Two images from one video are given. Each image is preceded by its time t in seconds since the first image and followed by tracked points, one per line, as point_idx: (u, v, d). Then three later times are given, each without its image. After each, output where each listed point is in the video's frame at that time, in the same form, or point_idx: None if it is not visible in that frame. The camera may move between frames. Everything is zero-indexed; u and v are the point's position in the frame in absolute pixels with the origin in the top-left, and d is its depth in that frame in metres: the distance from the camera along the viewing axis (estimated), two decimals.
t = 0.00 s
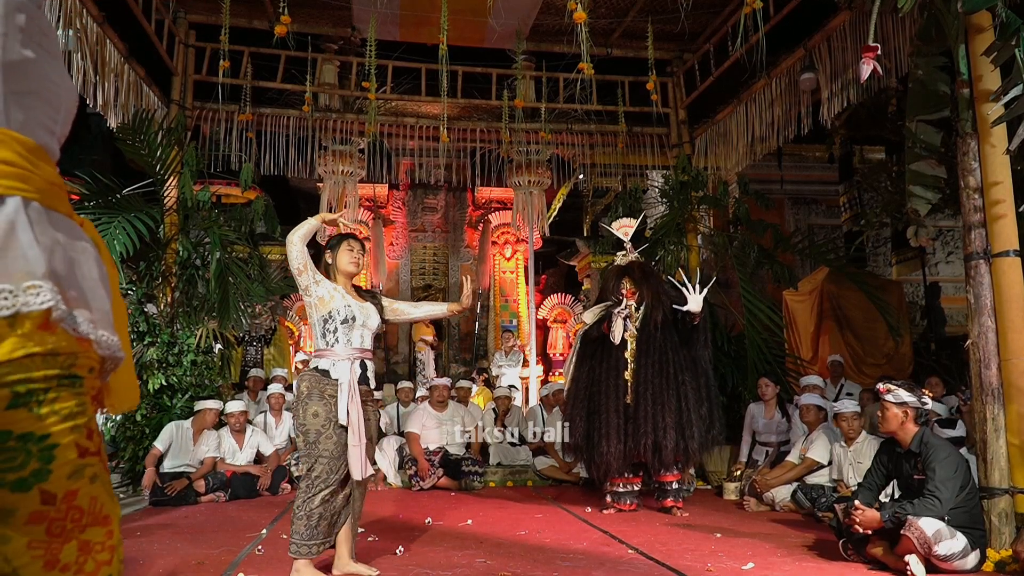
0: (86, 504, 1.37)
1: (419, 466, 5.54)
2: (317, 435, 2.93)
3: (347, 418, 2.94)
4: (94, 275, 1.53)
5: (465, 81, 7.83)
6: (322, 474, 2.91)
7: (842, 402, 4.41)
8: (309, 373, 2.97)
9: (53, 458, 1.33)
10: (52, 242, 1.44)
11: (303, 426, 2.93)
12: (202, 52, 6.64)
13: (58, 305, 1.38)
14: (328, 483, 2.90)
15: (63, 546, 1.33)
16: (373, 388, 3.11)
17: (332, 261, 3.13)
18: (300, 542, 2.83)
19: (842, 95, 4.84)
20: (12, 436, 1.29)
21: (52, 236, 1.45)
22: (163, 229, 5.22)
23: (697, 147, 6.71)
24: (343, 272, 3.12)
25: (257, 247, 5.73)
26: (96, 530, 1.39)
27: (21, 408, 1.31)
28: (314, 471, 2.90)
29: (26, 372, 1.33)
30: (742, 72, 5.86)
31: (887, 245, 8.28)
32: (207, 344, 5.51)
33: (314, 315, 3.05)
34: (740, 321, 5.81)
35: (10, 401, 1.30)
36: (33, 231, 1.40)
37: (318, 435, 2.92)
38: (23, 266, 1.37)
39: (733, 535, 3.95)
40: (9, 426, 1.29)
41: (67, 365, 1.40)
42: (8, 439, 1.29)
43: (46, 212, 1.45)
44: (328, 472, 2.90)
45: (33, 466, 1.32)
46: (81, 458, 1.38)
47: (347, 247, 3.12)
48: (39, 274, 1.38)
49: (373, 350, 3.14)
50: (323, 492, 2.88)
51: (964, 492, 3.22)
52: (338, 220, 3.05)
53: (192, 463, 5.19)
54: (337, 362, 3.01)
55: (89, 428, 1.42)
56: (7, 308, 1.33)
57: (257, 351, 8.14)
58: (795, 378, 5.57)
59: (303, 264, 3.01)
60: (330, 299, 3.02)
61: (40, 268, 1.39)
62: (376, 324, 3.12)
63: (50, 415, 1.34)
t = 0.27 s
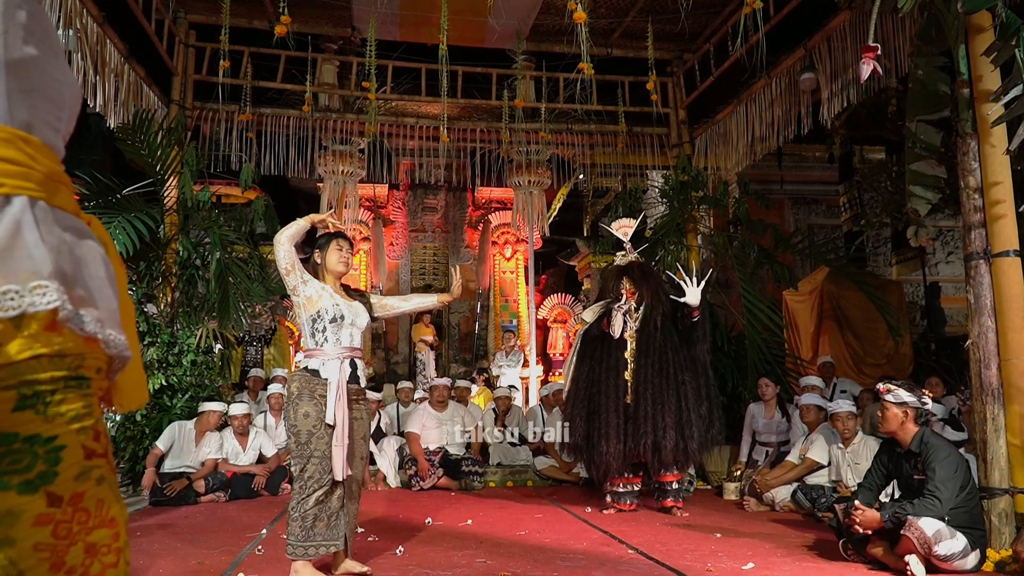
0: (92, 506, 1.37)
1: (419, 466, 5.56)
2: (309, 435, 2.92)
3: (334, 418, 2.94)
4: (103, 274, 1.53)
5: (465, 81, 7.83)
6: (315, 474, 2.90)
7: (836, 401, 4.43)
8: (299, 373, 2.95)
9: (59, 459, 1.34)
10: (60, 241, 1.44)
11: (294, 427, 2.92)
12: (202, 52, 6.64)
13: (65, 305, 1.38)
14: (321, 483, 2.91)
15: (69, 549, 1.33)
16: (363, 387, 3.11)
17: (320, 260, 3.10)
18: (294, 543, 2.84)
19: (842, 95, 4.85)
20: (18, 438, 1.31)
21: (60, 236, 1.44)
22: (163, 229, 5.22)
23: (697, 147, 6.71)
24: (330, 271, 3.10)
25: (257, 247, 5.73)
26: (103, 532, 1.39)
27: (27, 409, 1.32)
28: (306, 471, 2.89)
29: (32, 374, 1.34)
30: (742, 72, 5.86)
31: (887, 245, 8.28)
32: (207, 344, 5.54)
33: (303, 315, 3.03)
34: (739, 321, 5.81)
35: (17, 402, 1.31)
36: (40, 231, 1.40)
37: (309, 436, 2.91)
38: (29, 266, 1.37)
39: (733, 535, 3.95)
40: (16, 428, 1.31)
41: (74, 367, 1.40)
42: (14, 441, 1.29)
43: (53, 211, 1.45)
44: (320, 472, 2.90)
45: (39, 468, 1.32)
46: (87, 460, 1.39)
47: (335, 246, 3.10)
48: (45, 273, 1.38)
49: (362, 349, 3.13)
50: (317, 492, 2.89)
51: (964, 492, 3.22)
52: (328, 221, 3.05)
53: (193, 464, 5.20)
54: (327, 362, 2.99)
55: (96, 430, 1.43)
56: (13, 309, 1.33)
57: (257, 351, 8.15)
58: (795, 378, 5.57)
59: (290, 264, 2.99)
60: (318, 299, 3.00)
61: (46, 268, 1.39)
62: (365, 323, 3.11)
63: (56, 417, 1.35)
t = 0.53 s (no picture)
0: (93, 507, 1.37)
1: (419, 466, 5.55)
2: (305, 436, 2.91)
3: (329, 418, 2.93)
4: (104, 275, 1.53)
5: (465, 81, 7.83)
6: (311, 474, 2.90)
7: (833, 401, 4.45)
8: (295, 372, 2.95)
9: (61, 460, 1.34)
10: (62, 243, 1.44)
11: (290, 427, 2.91)
12: (202, 52, 6.64)
13: (66, 306, 1.38)
14: (317, 484, 2.90)
15: (71, 549, 1.32)
16: (360, 385, 3.11)
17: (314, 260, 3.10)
18: (291, 543, 2.86)
19: (842, 95, 4.84)
20: (19, 439, 1.30)
21: (62, 237, 1.44)
22: (163, 229, 5.21)
23: (697, 147, 6.71)
24: (325, 271, 3.09)
25: (257, 247, 5.73)
26: (104, 533, 1.39)
27: (27, 411, 1.32)
28: (302, 471, 2.89)
29: (33, 375, 1.34)
30: (743, 73, 5.86)
31: (887, 245, 8.28)
32: (207, 344, 5.56)
33: (298, 315, 3.03)
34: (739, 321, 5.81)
35: (19, 403, 1.31)
36: (42, 232, 1.39)
37: (305, 436, 2.91)
38: (32, 268, 1.37)
39: (733, 535, 3.95)
40: (18, 429, 1.30)
41: (75, 368, 1.40)
42: (16, 441, 1.29)
43: (55, 212, 1.44)
44: (317, 472, 2.89)
45: (41, 468, 1.32)
46: (88, 461, 1.39)
47: (328, 246, 3.09)
48: (48, 274, 1.38)
49: (358, 348, 3.13)
50: (313, 493, 2.89)
51: (964, 492, 3.22)
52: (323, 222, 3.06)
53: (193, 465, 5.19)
54: (324, 361, 2.99)
55: (96, 432, 1.43)
56: (16, 310, 1.32)
57: (257, 351, 8.14)
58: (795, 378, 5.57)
59: (283, 264, 2.99)
60: (312, 298, 3.00)
61: (48, 269, 1.38)
62: (360, 322, 3.11)
63: (57, 419, 1.36)
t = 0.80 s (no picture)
0: (91, 506, 1.37)
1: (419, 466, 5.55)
2: (304, 437, 2.91)
3: (330, 418, 2.93)
4: (102, 278, 1.53)
5: (465, 81, 7.83)
6: (310, 476, 2.90)
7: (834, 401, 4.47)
8: (294, 373, 2.94)
9: (59, 460, 1.33)
10: (63, 246, 1.44)
11: (289, 428, 2.91)
12: (202, 52, 6.64)
13: (66, 309, 1.39)
14: (317, 487, 2.90)
15: (71, 549, 1.32)
16: (358, 385, 3.11)
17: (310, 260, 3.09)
18: (291, 546, 2.85)
19: (842, 95, 4.84)
20: (18, 440, 1.29)
21: (63, 241, 1.44)
22: (163, 229, 5.21)
23: (697, 147, 6.71)
24: (321, 271, 3.09)
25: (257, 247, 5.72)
26: (101, 532, 1.39)
27: (27, 411, 1.31)
28: (302, 473, 2.89)
29: (32, 377, 1.33)
30: (743, 72, 5.86)
31: (887, 245, 8.28)
32: (207, 344, 5.55)
33: (295, 316, 3.01)
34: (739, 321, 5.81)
35: (18, 405, 1.30)
36: (43, 235, 1.40)
37: (304, 438, 2.90)
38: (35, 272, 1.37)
39: (733, 535, 3.95)
40: (18, 429, 1.29)
41: (75, 371, 1.40)
42: (15, 442, 1.28)
43: (56, 215, 1.45)
44: (317, 474, 2.90)
45: (40, 468, 1.31)
46: (86, 462, 1.38)
47: (325, 246, 3.09)
48: (48, 278, 1.38)
49: (355, 348, 3.13)
50: (314, 496, 2.89)
51: (964, 492, 3.22)
52: (320, 221, 3.06)
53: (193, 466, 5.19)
54: (324, 360, 2.98)
55: (94, 432, 1.42)
56: (15, 312, 1.32)
57: (257, 351, 8.14)
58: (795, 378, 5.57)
59: (282, 264, 2.98)
60: (310, 298, 2.99)
61: (50, 273, 1.39)
62: (357, 322, 3.11)
63: (54, 420, 1.35)
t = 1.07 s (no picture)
0: (87, 506, 1.37)
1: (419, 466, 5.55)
2: (303, 438, 2.92)
3: (330, 418, 2.94)
4: (101, 281, 1.54)
5: (465, 81, 7.83)
6: (311, 477, 2.91)
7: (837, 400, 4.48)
8: (293, 373, 2.94)
9: (54, 459, 1.32)
10: (63, 249, 1.44)
11: (288, 429, 2.93)
12: (202, 52, 6.64)
13: (64, 311, 1.39)
14: (318, 488, 2.91)
15: (65, 547, 1.31)
16: (356, 383, 3.11)
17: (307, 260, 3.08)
18: (293, 549, 2.84)
19: (842, 95, 4.84)
20: (13, 439, 1.28)
21: (62, 243, 1.45)
22: (163, 229, 5.21)
23: (697, 147, 6.71)
24: (319, 270, 3.08)
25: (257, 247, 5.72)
26: (97, 531, 1.38)
27: (23, 411, 1.30)
28: (303, 474, 2.90)
29: (28, 377, 1.33)
30: (743, 72, 5.86)
31: (887, 245, 8.29)
32: (207, 344, 5.55)
33: (293, 316, 3.00)
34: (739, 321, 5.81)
35: (14, 404, 1.30)
36: (43, 237, 1.40)
37: (303, 438, 2.92)
38: (33, 271, 1.38)
39: (733, 535, 3.95)
40: (14, 428, 1.29)
41: (72, 373, 1.40)
42: (10, 440, 1.27)
43: (57, 217, 1.45)
44: (318, 475, 2.90)
45: (36, 467, 1.30)
46: (82, 461, 1.38)
47: (322, 246, 3.09)
48: (47, 280, 1.39)
49: (354, 347, 3.12)
50: (316, 498, 2.90)
51: (964, 492, 3.22)
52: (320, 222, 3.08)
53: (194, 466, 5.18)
54: (323, 360, 2.98)
55: (89, 431, 1.42)
56: (13, 313, 1.33)
57: (257, 351, 8.15)
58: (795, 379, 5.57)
59: (280, 264, 2.95)
60: (308, 297, 2.97)
61: (49, 275, 1.40)
62: (355, 321, 3.10)
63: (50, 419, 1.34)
